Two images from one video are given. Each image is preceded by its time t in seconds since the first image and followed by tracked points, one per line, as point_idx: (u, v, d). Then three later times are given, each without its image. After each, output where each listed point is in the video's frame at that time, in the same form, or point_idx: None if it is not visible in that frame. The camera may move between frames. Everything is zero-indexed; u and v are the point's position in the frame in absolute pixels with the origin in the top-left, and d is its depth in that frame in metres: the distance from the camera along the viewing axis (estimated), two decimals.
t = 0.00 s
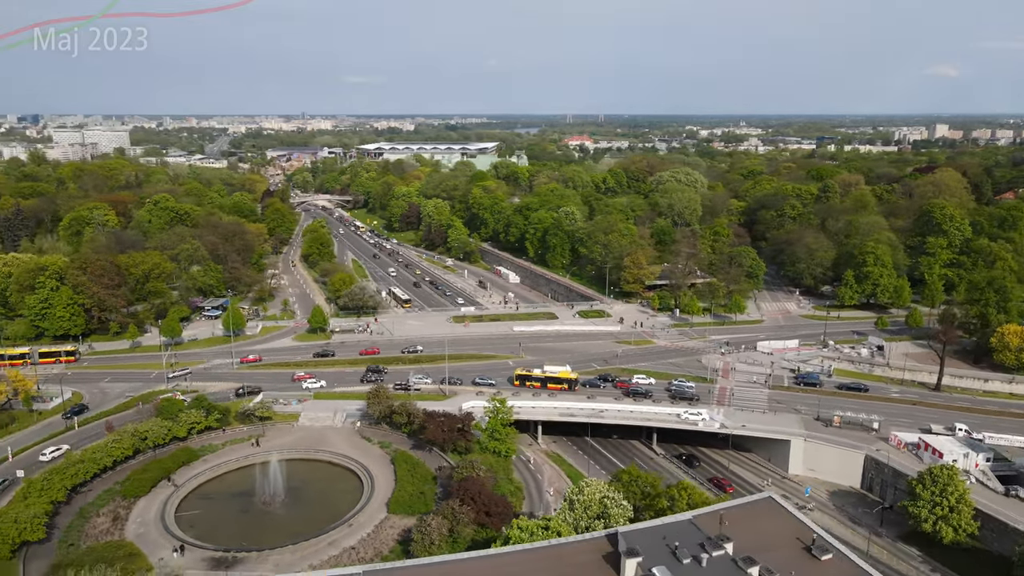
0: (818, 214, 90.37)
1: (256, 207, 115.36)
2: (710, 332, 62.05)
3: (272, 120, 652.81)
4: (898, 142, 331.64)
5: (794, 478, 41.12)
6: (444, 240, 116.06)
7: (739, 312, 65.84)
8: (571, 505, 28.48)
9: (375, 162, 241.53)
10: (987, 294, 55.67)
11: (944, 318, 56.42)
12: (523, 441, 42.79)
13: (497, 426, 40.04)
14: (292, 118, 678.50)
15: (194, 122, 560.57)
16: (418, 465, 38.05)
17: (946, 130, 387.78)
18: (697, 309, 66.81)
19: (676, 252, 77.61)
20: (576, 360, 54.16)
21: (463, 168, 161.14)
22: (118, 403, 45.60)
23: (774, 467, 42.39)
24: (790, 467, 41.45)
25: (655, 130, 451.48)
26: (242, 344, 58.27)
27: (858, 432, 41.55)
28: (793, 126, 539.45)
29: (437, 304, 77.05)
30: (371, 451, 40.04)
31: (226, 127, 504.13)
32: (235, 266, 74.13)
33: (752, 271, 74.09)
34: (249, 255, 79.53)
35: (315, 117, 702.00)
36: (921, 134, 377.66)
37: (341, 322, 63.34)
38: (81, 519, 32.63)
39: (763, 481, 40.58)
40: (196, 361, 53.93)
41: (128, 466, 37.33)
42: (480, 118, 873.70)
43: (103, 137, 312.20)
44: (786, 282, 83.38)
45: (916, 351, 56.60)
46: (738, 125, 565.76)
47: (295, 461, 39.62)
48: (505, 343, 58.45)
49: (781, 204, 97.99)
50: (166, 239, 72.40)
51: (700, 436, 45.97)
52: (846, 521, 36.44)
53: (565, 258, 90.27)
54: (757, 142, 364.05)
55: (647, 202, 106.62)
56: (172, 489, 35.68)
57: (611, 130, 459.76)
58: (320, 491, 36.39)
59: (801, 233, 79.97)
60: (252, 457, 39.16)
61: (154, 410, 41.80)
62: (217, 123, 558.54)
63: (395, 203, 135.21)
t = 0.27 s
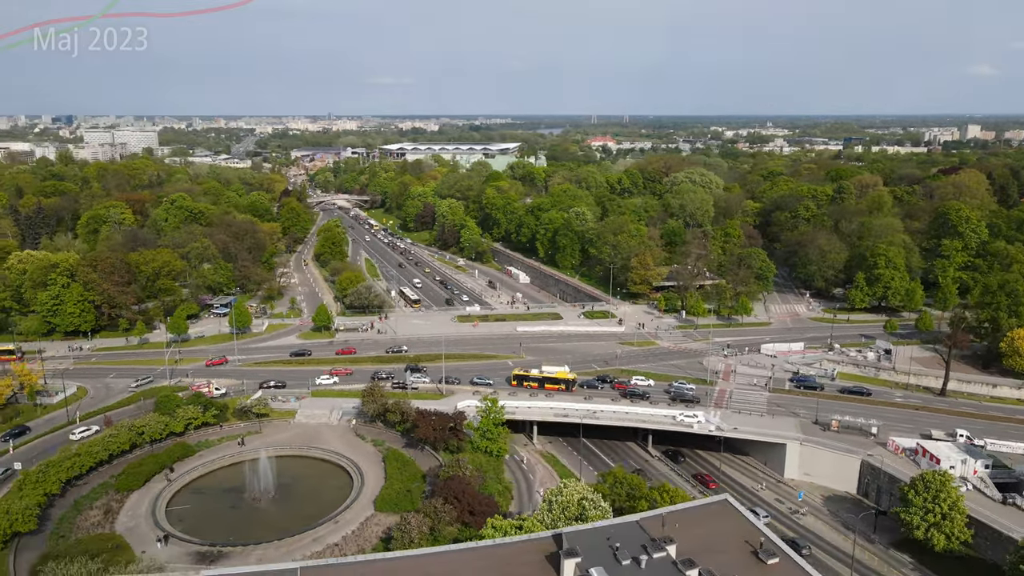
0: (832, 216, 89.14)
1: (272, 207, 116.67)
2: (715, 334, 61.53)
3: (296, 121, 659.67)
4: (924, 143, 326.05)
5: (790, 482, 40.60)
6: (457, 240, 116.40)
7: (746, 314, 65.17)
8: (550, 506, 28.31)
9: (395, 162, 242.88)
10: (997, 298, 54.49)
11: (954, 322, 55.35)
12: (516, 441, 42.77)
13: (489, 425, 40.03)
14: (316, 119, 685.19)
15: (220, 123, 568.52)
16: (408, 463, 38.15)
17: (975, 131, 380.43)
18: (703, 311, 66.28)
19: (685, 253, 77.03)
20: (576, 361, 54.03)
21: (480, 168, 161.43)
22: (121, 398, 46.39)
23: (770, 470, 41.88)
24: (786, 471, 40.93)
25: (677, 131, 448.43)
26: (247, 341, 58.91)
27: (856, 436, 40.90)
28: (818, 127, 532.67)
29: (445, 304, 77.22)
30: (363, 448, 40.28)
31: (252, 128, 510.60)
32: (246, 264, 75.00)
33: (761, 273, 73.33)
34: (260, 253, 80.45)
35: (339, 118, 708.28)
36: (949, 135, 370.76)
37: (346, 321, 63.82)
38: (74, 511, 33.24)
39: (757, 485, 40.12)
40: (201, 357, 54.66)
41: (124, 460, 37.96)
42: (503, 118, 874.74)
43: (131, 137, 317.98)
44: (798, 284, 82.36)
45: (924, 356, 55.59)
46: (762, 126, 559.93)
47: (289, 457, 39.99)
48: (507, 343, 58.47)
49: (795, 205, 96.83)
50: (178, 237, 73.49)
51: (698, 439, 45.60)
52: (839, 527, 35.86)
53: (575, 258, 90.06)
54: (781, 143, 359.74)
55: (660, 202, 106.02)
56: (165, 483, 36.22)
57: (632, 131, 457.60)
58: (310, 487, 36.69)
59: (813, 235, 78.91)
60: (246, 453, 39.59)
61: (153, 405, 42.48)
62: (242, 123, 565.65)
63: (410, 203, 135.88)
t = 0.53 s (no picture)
0: (846, 217, 87.89)
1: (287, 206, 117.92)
2: (719, 336, 61.02)
3: (320, 120, 665.45)
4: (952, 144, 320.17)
5: (784, 486, 40.16)
6: (469, 239, 116.64)
7: (752, 316, 64.52)
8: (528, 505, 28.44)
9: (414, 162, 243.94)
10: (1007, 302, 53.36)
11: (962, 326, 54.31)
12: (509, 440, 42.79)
13: (481, 424, 40.11)
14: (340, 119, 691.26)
15: (246, 123, 575.51)
16: (398, 461, 38.37)
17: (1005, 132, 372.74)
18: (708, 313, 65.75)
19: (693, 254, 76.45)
20: (575, 362, 53.93)
21: (495, 169, 161.59)
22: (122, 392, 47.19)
23: (765, 473, 41.46)
24: (781, 474, 40.48)
25: (699, 132, 444.99)
26: (251, 338, 59.62)
27: (852, 440, 40.33)
28: (844, 127, 525.45)
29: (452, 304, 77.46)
30: (356, 445, 40.56)
31: (276, 128, 516.20)
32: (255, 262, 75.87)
33: (770, 274, 72.59)
34: (271, 252, 81.40)
35: (363, 118, 714.14)
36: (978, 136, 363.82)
37: (351, 319, 64.31)
38: (67, 504, 33.92)
39: (750, 487, 39.74)
40: (204, 354, 55.39)
41: (121, 454, 38.61)
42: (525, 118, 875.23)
43: (158, 137, 323.38)
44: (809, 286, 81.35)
45: (931, 360, 54.62)
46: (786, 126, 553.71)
47: (282, 453, 40.37)
48: (509, 342, 58.50)
49: (810, 206, 95.63)
50: (189, 236, 74.56)
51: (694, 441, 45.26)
52: (831, 532, 35.39)
53: (584, 258, 89.80)
54: (805, 142, 355.12)
55: (673, 203, 105.34)
56: (158, 477, 36.77)
57: (654, 131, 455.16)
58: (300, 484, 37.01)
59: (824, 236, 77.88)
60: (240, 449, 40.04)
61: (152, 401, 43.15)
62: (267, 123, 572.09)
63: (425, 203, 136.40)
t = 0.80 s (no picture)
0: (859, 218, 86.70)
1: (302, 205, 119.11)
2: (723, 337, 60.52)
3: (344, 120, 671.09)
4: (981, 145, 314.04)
5: (777, 489, 39.75)
6: (481, 239, 116.88)
7: (757, 317, 63.88)
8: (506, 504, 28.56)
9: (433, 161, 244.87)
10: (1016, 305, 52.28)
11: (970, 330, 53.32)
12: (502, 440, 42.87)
13: (472, 423, 40.21)
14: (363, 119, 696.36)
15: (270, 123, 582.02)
16: (389, 458, 38.60)
17: None
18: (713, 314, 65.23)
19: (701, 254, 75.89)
20: (575, 362, 53.85)
21: (511, 169, 161.68)
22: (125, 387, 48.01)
23: (759, 477, 41.06)
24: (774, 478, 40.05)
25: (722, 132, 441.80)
26: (255, 335, 60.30)
27: (847, 445, 39.79)
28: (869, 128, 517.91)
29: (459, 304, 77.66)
30: (348, 443, 40.87)
31: (299, 127, 521.30)
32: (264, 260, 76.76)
33: (778, 276, 71.82)
34: (281, 250, 82.28)
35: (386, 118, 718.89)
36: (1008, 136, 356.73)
37: (355, 317, 64.76)
38: (62, 496, 34.58)
39: (742, 491, 39.37)
40: (208, 350, 56.16)
41: (118, 448, 39.30)
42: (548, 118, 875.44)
43: (184, 136, 328.71)
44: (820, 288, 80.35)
45: (937, 364, 53.70)
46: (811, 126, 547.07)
47: (276, 450, 40.80)
48: (510, 342, 58.55)
49: (823, 207, 94.50)
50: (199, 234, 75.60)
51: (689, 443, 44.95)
52: (820, 537, 34.98)
53: (593, 258, 89.56)
54: (829, 142, 350.69)
55: (685, 203, 104.68)
56: (152, 472, 37.38)
57: (675, 131, 452.30)
58: (290, 480, 37.38)
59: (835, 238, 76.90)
60: (234, 445, 40.55)
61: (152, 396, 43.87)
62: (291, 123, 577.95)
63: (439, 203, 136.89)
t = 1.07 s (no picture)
0: (873, 219, 85.53)
1: (317, 204, 120.26)
2: (726, 339, 60.07)
3: (366, 120, 675.88)
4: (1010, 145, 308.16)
5: (771, 493, 39.35)
6: (494, 239, 117.15)
7: (762, 319, 63.34)
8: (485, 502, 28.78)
9: (451, 161, 245.72)
10: None
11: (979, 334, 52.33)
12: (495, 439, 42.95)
13: (464, 422, 40.34)
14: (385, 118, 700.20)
15: (294, 122, 587.90)
16: (380, 456, 38.85)
17: None
18: (718, 315, 64.81)
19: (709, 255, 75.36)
20: (575, 363, 53.77)
21: (526, 168, 161.70)
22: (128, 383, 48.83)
23: (753, 479, 40.68)
24: (768, 481, 39.67)
25: (743, 132, 438.64)
26: (261, 333, 61.03)
27: (842, 449, 39.30)
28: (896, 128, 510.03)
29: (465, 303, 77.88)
30: (343, 439, 41.21)
31: (322, 127, 525.81)
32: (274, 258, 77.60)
33: (786, 277, 71.10)
34: (292, 248, 83.10)
35: (407, 117, 721.60)
36: None
37: (360, 316, 65.25)
38: (58, 488, 35.21)
39: (736, 493, 39.05)
40: (213, 347, 56.95)
41: (117, 442, 39.99)
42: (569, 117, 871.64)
43: (209, 136, 333.47)
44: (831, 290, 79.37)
45: (944, 368, 52.79)
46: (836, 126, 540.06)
47: (272, 445, 41.27)
48: (512, 342, 58.60)
49: (837, 208, 93.32)
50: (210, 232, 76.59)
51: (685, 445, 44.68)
52: (810, 541, 34.62)
53: (603, 258, 89.29)
54: (855, 142, 346.09)
55: (698, 203, 104.02)
56: (149, 466, 38.05)
57: (697, 132, 450.10)
58: (283, 475, 37.82)
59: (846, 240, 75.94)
60: (231, 441, 41.14)
61: (153, 391, 44.57)
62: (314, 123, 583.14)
63: (454, 202, 137.32)
